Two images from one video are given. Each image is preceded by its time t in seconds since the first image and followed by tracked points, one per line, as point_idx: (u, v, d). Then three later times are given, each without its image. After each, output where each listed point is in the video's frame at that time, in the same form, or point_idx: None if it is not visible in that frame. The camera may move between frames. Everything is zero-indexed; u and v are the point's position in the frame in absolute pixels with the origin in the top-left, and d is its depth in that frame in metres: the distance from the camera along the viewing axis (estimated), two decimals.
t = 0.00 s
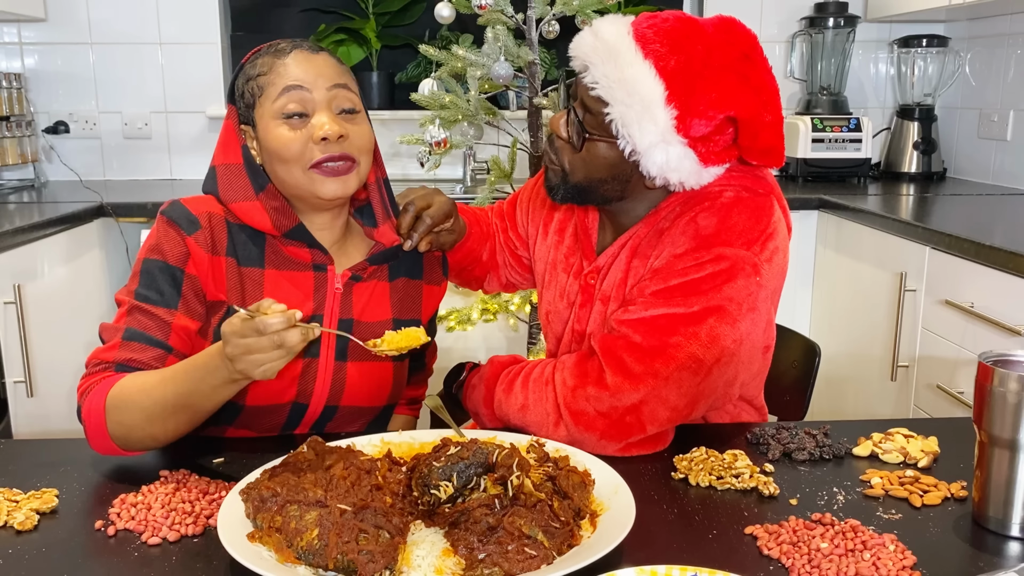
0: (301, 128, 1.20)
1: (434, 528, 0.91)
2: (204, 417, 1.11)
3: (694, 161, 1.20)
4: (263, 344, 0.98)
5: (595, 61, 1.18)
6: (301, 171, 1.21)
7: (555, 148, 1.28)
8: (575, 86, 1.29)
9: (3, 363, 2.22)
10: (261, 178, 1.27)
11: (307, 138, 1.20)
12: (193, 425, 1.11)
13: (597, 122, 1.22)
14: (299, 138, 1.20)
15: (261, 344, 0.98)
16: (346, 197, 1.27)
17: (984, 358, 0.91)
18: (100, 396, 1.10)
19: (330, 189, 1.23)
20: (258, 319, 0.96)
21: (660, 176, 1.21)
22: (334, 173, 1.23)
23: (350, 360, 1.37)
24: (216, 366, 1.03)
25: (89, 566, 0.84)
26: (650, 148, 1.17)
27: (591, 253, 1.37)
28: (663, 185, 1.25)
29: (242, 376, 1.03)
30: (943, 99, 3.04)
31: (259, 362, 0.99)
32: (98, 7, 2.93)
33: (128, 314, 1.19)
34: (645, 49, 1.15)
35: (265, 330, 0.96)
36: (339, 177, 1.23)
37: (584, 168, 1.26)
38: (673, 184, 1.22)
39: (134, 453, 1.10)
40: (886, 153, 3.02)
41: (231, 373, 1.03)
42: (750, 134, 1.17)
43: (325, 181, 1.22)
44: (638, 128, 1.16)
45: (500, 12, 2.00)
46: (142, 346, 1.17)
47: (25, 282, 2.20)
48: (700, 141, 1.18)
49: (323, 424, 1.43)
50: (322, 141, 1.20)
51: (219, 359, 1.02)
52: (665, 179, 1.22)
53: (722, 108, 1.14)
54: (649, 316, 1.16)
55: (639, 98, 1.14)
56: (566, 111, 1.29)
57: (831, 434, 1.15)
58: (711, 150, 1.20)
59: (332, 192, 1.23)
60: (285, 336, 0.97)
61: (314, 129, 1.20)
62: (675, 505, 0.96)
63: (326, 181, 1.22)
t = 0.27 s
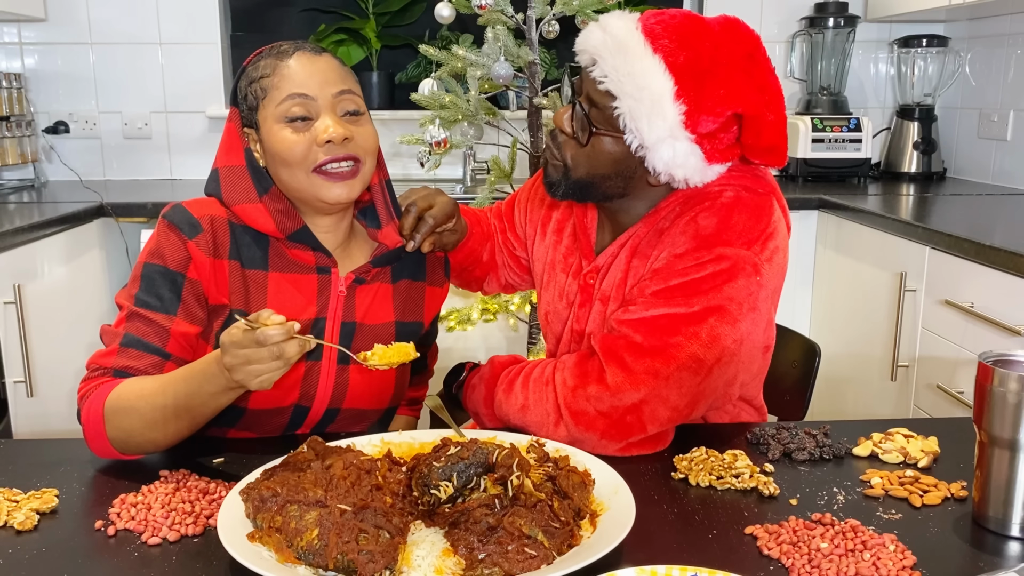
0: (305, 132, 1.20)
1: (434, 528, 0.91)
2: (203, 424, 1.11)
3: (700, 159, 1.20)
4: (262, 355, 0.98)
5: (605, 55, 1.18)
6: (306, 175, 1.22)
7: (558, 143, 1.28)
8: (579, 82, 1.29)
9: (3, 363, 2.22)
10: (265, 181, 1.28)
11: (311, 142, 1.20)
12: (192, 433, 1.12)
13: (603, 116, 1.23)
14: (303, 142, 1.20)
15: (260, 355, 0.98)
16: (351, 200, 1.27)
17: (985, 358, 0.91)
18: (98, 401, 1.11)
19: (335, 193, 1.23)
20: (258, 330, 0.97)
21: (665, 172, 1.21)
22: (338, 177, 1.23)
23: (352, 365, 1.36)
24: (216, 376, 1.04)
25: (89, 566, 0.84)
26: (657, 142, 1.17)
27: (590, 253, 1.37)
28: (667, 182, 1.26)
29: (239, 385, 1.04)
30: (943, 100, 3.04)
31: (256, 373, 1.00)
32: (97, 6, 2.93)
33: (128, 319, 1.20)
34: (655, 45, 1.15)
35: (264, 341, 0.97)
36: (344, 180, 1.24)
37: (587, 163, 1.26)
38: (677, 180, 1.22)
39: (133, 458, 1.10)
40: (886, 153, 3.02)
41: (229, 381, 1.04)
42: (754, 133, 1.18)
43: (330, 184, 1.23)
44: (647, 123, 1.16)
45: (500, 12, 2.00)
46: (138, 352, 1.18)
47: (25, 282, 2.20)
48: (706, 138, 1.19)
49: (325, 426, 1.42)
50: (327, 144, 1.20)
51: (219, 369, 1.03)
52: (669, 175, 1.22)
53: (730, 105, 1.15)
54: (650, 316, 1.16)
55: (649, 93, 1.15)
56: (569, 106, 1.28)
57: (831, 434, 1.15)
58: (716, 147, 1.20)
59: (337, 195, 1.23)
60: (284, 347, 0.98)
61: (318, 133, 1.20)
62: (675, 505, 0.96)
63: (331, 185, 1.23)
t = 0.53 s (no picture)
0: (297, 137, 1.20)
1: (434, 528, 0.91)
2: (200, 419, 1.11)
3: (700, 157, 1.20)
4: (252, 342, 0.98)
5: (607, 52, 1.18)
6: (299, 180, 1.22)
7: (558, 140, 1.28)
8: (579, 79, 1.29)
9: (2, 363, 2.22)
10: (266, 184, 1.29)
11: (303, 146, 1.20)
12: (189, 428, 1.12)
13: (604, 113, 1.23)
14: (296, 146, 1.20)
15: (251, 342, 0.98)
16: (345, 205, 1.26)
17: (985, 358, 0.91)
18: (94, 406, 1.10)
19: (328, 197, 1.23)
20: (246, 316, 0.96)
21: (665, 169, 1.21)
22: (331, 181, 1.23)
23: (354, 367, 1.37)
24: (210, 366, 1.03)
25: (89, 566, 0.84)
26: (659, 140, 1.17)
27: (588, 253, 1.37)
28: (667, 180, 1.26)
29: (233, 373, 1.03)
30: (943, 100, 3.03)
31: (249, 360, 0.99)
32: (97, 6, 2.93)
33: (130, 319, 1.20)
34: (656, 42, 1.15)
35: (254, 327, 0.96)
36: (337, 185, 1.23)
37: (587, 160, 1.25)
38: (678, 178, 1.22)
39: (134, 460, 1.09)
40: (886, 153, 3.02)
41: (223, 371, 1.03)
42: (753, 131, 1.18)
43: (322, 189, 1.23)
44: (649, 120, 1.16)
45: (500, 12, 2.00)
46: (140, 351, 1.16)
47: (25, 282, 2.20)
48: (707, 136, 1.19)
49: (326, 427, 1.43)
50: (318, 149, 1.19)
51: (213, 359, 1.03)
52: (670, 173, 1.22)
53: (730, 103, 1.15)
54: (649, 316, 1.16)
55: (650, 90, 1.15)
56: (570, 103, 1.29)
57: (831, 434, 1.15)
58: (716, 146, 1.21)
59: (328, 200, 1.23)
60: (274, 334, 0.97)
61: (310, 137, 1.19)
62: (675, 505, 0.96)
63: (324, 190, 1.23)
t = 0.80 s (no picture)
0: (290, 141, 1.20)
1: (433, 528, 0.91)
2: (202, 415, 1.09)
3: (699, 155, 1.20)
4: (247, 317, 0.95)
5: (606, 51, 1.18)
6: (291, 184, 1.22)
7: (556, 139, 1.29)
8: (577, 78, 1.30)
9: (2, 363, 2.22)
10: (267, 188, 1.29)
11: (296, 151, 1.20)
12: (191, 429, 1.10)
13: (602, 111, 1.22)
14: (289, 151, 1.20)
15: (246, 317, 0.95)
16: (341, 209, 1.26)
17: (985, 358, 0.91)
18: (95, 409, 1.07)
19: (321, 201, 1.23)
20: (240, 291, 0.93)
21: (664, 168, 1.21)
22: (325, 186, 1.23)
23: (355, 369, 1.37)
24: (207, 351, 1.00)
25: (89, 566, 0.84)
26: (658, 138, 1.17)
27: (587, 253, 1.37)
28: (665, 179, 1.26)
29: (231, 356, 1.00)
30: (943, 100, 3.03)
31: (246, 338, 0.96)
32: (97, 7, 2.93)
33: (134, 321, 1.18)
34: (656, 41, 1.15)
35: (250, 302, 0.94)
36: (332, 189, 1.23)
37: (585, 159, 1.25)
38: (677, 176, 1.22)
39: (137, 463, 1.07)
40: (886, 153, 3.02)
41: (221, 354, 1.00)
42: (752, 130, 1.18)
43: (314, 194, 1.22)
44: (648, 119, 1.16)
45: (500, 12, 2.00)
46: (144, 352, 1.14)
47: (26, 282, 2.20)
48: (705, 135, 1.19)
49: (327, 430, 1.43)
50: (310, 154, 1.19)
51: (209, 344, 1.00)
52: (668, 171, 1.22)
53: (729, 101, 1.15)
54: (649, 316, 1.16)
55: (650, 88, 1.14)
56: (569, 102, 1.29)
57: (831, 434, 1.15)
58: (715, 145, 1.21)
59: (319, 205, 1.23)
60: (271, 309, 0.95)
61: (302, 142, 1.19)
62: (675, 505, 0.96)
63: (317, 195, 1.22)
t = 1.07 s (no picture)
0: (304, 143, 1.20)
1: (434, 528, 0.91)
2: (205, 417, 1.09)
3: (698, 156, 1.20)
4: (248, 316, 0.95)
5: (604, 52, 1.18)
6: (308, 187, 1.22)
7: (555, 141, 1.28)
8: (575, 79, 1.30)
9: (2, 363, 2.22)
10: (270, 192, 1.28)
11: (311, 152, 1.20)
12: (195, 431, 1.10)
13: (601, 113, 1.23)
14: (304, 153, 1.20)
15: (246, 316, 0.95)
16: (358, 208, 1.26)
17: (985, 358, 0.91)
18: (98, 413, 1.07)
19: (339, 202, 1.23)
20: (240, 290, 0.93)
21: (663, 168, 1.21)
22: (342, 187, 1.23)
23: (355, 371, 1.37)
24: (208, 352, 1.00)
25: (89, 565, 0.84)
26: (656, 139, 1.17)
27: (587, 254, 1.37)
28: (664, 179, 1.26)
29: (233, 357, 1.00)
30: (943, 100, 3.03)
31: (247, 337, 0.96)
32: (97, 6, 2.93)
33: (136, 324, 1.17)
34: (652, 41, 1.15)
35: (250, 300, 0.94)
36: (348, 189, 1.24)
37: (583, 161, 1.26)
38: (675, 177, 1.22)
39: (140, 467, 1.07)
40: (886, 153, 3.02)
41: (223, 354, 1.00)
42: (750, 130, 1.18)
43: (332, 195, 1.22)
44: (646, 119, 1.16)
45: (500, 12, 2.00)
46: (146, 356, 1.14)
47: (26, 282, 2.20)
48: (704, 135, 1.19)
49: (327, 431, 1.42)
50: (327, 156, 1.20)
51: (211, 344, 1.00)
52: (667, 172, 1.22)
53: (728, 101, 1.15)
54: (649, 315, 1.16)
55: (648, 89, 1.14)
56: (566, 103, 1.29)
57: (831, 434, 1.15)
58: (713, 145, 1.21)
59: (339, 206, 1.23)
60: (271, 307, 0.95)
61: (318, 144, 1.20)
62: (675, 505, 0.96)
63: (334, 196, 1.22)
